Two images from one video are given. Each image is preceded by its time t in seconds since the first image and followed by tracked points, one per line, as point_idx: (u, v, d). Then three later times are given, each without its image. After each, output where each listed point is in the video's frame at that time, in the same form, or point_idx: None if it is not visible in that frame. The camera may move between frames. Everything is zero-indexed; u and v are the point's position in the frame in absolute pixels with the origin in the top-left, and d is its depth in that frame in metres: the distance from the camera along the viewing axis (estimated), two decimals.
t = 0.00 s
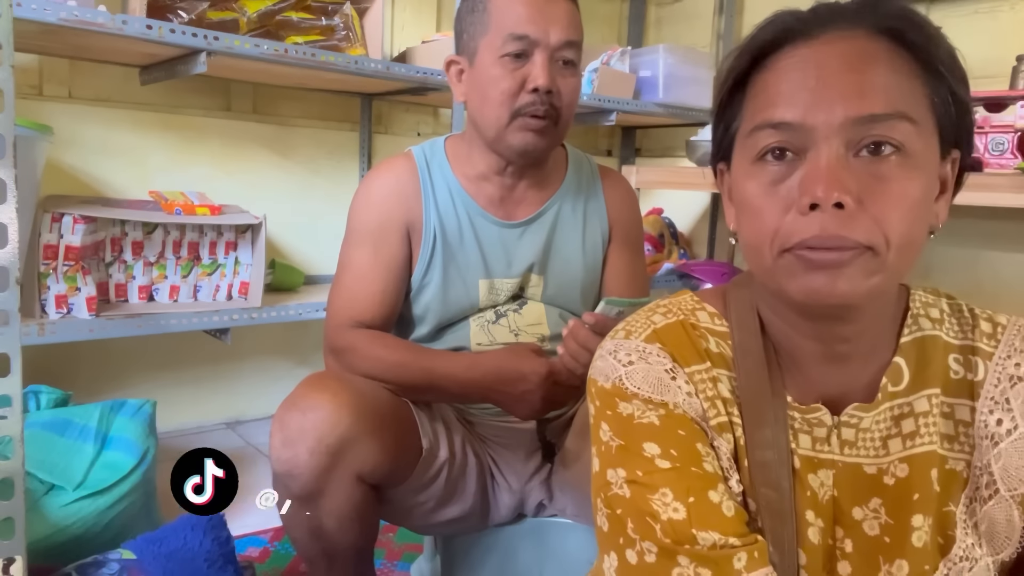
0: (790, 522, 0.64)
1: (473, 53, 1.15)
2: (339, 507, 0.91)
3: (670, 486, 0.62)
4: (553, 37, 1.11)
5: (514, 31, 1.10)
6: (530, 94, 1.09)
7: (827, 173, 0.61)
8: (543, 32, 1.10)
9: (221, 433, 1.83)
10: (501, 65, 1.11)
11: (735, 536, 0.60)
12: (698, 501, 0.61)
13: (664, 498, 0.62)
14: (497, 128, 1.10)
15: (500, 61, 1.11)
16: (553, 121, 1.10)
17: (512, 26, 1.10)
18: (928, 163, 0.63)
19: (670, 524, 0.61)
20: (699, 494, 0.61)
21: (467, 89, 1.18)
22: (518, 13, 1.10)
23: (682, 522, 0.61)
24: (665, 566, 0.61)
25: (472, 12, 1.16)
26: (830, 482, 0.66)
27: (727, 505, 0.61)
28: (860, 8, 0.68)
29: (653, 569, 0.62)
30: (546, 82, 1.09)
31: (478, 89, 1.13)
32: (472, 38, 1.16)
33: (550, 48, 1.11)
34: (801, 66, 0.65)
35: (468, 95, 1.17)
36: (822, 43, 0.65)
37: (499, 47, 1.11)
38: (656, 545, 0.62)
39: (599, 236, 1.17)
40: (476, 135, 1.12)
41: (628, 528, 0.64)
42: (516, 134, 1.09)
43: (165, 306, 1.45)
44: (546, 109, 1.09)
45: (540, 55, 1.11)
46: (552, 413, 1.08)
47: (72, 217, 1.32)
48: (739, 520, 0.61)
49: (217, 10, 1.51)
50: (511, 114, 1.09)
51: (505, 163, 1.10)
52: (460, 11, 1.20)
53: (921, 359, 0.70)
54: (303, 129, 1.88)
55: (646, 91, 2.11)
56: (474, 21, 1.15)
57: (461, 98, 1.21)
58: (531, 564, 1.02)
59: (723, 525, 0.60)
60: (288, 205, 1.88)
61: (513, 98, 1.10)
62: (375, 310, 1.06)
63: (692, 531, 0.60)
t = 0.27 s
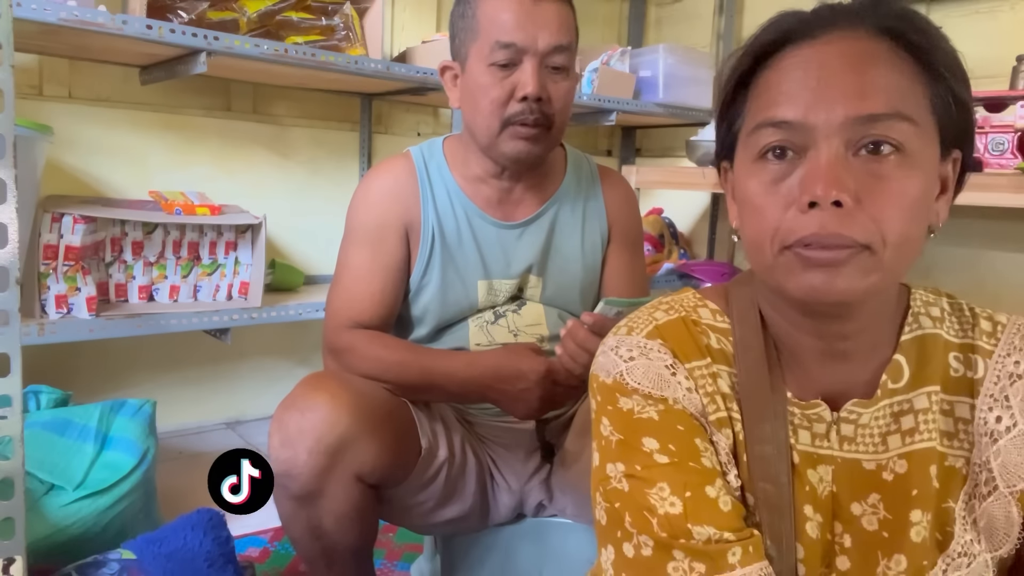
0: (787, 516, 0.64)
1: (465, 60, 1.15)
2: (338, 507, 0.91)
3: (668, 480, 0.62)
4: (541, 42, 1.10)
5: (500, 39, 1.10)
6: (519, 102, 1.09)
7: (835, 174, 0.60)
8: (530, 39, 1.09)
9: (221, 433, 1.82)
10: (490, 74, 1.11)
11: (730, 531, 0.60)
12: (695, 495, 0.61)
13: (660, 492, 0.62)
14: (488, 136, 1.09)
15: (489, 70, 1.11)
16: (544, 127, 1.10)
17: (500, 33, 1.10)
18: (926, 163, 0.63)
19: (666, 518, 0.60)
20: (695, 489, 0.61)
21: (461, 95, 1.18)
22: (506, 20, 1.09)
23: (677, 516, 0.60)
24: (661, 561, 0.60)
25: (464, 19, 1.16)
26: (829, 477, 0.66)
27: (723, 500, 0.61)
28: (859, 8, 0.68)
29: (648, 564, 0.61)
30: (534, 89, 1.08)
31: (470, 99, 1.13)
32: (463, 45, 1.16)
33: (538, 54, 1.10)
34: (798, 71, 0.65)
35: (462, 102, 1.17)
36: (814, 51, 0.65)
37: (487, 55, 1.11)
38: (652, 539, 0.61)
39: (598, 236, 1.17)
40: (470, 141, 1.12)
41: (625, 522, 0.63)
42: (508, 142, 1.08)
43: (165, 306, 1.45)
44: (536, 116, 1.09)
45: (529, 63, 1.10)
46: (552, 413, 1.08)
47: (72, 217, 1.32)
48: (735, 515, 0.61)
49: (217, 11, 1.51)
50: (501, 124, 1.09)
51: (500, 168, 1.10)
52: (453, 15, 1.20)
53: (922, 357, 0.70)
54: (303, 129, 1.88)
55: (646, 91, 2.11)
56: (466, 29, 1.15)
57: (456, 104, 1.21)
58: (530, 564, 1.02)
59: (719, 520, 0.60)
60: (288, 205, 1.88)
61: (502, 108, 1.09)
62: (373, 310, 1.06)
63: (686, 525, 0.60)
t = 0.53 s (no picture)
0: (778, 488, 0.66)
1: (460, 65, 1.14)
2: (338, 507, 0.91)
3: (658, 443, 0.65)
4: (535, 48, 1.08)
5: (494, 45, 1.08)
6: (512, 110, 1.08)
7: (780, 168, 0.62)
8: (523, 45, 1.08)
9: (221, 433, 1.83)
10: (483, 81, 1.10)
11: (719, 490, 0.62)
12: (684, 458, 0.64)
13: (652, 454, 0.65)
14: (483, 142, 1.09)
15: (481, 77, 1.10)
16: (539, 133, 1.09)
17: (492, 39, 1.09)
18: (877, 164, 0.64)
19: (657, 478, 0.64)
20: (685, 452, 0.64)
21: (456, 99, 1.17)
22: (498, 27, 1.08)
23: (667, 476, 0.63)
24: (650, 518, 0.63)
25: (458, 22, 1.15)
26: (826, 462, 0.68)
27: (713, 464, 0.64)
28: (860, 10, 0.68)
29: (638, 523, 0.64)
30: (528, 96, 1.07)
31: (464, 105, 1.12)
32: (457, 49, 1.15)
33: (531, 60, 1.09)
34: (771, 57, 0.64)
35: (457, 106, 1.16)
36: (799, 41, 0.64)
37: (480, 62, 1.10)
38: (643, 497, 0.64)
39: (597, 237, 1.17)
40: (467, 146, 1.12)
41: (618, 484, 0.66)
42: (502, 149, 1.08)
43: (165, 306, 1.45)
44: (530, 123, 1.08)
45: (523, 69, 1.09)
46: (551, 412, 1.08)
47: (72, 217, 1.32)
48: (725, 477, 0.64)
49: (218, 10, 1.51)
50: (494, 132, 1.08)
51: (495, 173, 1.10)
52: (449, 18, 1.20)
53: (924, 351, 0.70)
54: (303, 129, 1.88)
55: (646, 92, 2.11)
56: (460, 33, 1.14)
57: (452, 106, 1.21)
58: (530, 564, 1.02)
59: (708, 481, 0.63)
60: (288, 205, 1.88)
61: (496, 115, 1.09)
62: (372, 310, 1.06)
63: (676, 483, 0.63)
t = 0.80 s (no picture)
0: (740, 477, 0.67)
1: (462, 66, 1.14)
2: (338, 507, 0.91)
3: (621, 429, 0.68)
4: (538, 50, 1.08)
5: (497, 47, 1.08)
6: (516, 112, 1.08)
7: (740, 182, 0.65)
8: (526, 47, 1.08)
9: (221, 433, 1.83)
10: (486, 82, 1.10)
11: (676, 474, 0.65)
12: (645, 443, 0.67)
13: (615, 439, 0.68)
14: (486, 144, 1.09)
15: (484, 79, 1.10)
16: (543, 136, 1.09)
17: (496, 41, 1.08)
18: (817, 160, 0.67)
19: (619, 462, 0.67)
20: (647, 437, 0.67)
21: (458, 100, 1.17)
22: (502, 28, 1.08)
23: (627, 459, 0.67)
24: (610, 501, 0.66)
25: (459, 24, 1.15)
26: (792, 451, 0.69)
27: (674, 448, 0.66)
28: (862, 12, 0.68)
29: (599, 505, 0.67)
30: (531, 98, 1.07)
31: (466, 106, 1.12)
32: (459, 50, 1.15)
33: (535, 63, 1.09)
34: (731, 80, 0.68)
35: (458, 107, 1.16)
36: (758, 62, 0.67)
37: (483, 63, 1.10)
38: (605, 481, 0.67)
39: (597, 238, 1.17)
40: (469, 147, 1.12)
41: (584, 468, 0.69)
42: (506, 151, 1.08)
43: (165, 306, 1.45)
44: (533, 125, 1.08)
45: (526, 71, 1.09)
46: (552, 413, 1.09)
47: (72, 217, 1.32)
48: (684, 463, 0.66)
49: (218, 10, 1.51)
50: (497, 134, 1.08)
51: (496, 174, 1.10)
52: (449, 19, 1.20)
53: (899, 341, 0.68)
54: (303, 129, 1.88)
55: (646, 92, 2.11)
56: (462, 34, 1.14)
57: (453, 107, 1.21)
58: (530, 563, 1.01)
59: (666, 465, 0.65)
60: (288, 204, 1.88)
61: (499, 118, 1.09)
62: (372, 310, 1.06)
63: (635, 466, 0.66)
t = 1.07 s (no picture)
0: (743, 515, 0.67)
1: (462, 66, 1.14)
2: (337, 506, 0.91)
3: (619, 476, 0.67)
4: (539, 51, 1.08)
5: (497, 47, 1.08)
6: (516, 113, 1.08)
7: (684, 230, 0.63)
8: (527, 48, 1.08)
9: (221, 433, 1.83)
10: (487, 83, 1.10)
11: (678, 523, 0.65)
12: (644, 491, 0.66)
13: (613, 487, 0.67)
14: (486, 145, 1.09)
15: (485, 79, 1.10)
16: (542, 136, 1.09)
17: (496, 42, 1.08)
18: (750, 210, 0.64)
19: (618, 512, 0.67)
20: (646, 484, 0.66)
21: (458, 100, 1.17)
22: (503, 29, 1.08)
23: (627, 511, 0.66)
24: (614, 552, 0.67)
25: (460, 24, 1.15)
26: (792, 479, 0.69)
27: (674, 493, 0.66)
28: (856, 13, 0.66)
29: (603, 555, 0.67)
30: (531, 99, 1.07)
31: (466, 106, 1.12)
32: (459, 50, 1.15)
33: (535, 63, 1.09)
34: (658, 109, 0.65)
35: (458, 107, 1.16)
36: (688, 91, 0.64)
37: (483, 63, 1.10)
38: (606, 533, 0.67)
39: (598, 238, 1.17)
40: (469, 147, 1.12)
41: (584, 517, 0.69)
42: (505, 152, 1.08)
43: (165, 306, 1.45)
44: (534, 126, 1.08)
45: (526, 72, 1.09)
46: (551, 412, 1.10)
47: (72, 217, 1.32)
48: (685, 508, 0.65)
49: (218, 10, 1.51)
50: (497, 135, 1.08)
51: (497, 174, 1.10)
52: (450, 19, 1.20)
53: (891, 358, 0.69)
54: (302, 129, 1.88)
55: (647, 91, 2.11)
56: (462, 34, 1.14)
57: (453, 107, 1.21)
58: (531, 564, 1.00)
59: (668, 513, 0.65)
60: (288, 204, 1.88)
61: (499, 119, 1.09)
62: (371, 310, 1.06)
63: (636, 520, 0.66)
